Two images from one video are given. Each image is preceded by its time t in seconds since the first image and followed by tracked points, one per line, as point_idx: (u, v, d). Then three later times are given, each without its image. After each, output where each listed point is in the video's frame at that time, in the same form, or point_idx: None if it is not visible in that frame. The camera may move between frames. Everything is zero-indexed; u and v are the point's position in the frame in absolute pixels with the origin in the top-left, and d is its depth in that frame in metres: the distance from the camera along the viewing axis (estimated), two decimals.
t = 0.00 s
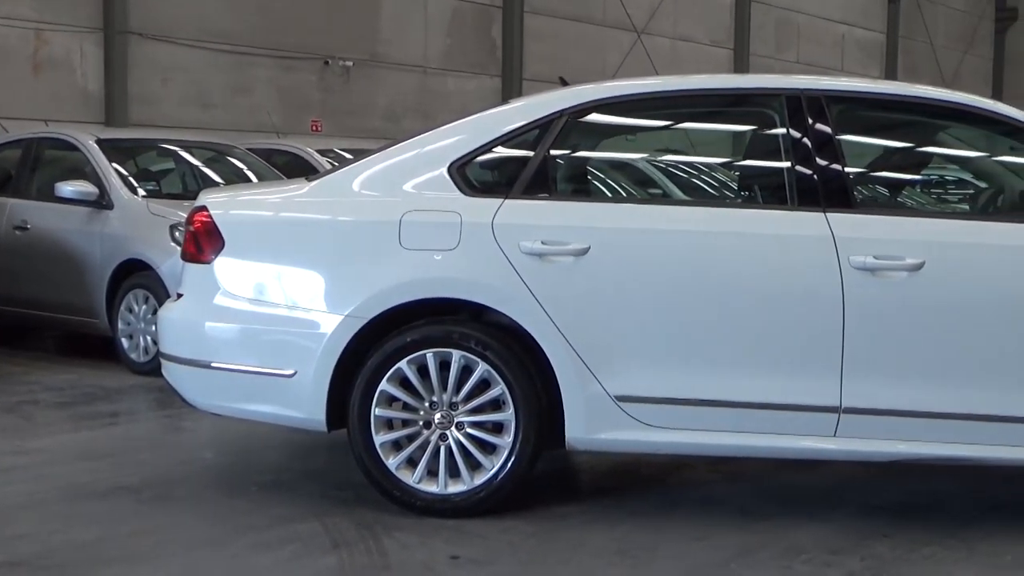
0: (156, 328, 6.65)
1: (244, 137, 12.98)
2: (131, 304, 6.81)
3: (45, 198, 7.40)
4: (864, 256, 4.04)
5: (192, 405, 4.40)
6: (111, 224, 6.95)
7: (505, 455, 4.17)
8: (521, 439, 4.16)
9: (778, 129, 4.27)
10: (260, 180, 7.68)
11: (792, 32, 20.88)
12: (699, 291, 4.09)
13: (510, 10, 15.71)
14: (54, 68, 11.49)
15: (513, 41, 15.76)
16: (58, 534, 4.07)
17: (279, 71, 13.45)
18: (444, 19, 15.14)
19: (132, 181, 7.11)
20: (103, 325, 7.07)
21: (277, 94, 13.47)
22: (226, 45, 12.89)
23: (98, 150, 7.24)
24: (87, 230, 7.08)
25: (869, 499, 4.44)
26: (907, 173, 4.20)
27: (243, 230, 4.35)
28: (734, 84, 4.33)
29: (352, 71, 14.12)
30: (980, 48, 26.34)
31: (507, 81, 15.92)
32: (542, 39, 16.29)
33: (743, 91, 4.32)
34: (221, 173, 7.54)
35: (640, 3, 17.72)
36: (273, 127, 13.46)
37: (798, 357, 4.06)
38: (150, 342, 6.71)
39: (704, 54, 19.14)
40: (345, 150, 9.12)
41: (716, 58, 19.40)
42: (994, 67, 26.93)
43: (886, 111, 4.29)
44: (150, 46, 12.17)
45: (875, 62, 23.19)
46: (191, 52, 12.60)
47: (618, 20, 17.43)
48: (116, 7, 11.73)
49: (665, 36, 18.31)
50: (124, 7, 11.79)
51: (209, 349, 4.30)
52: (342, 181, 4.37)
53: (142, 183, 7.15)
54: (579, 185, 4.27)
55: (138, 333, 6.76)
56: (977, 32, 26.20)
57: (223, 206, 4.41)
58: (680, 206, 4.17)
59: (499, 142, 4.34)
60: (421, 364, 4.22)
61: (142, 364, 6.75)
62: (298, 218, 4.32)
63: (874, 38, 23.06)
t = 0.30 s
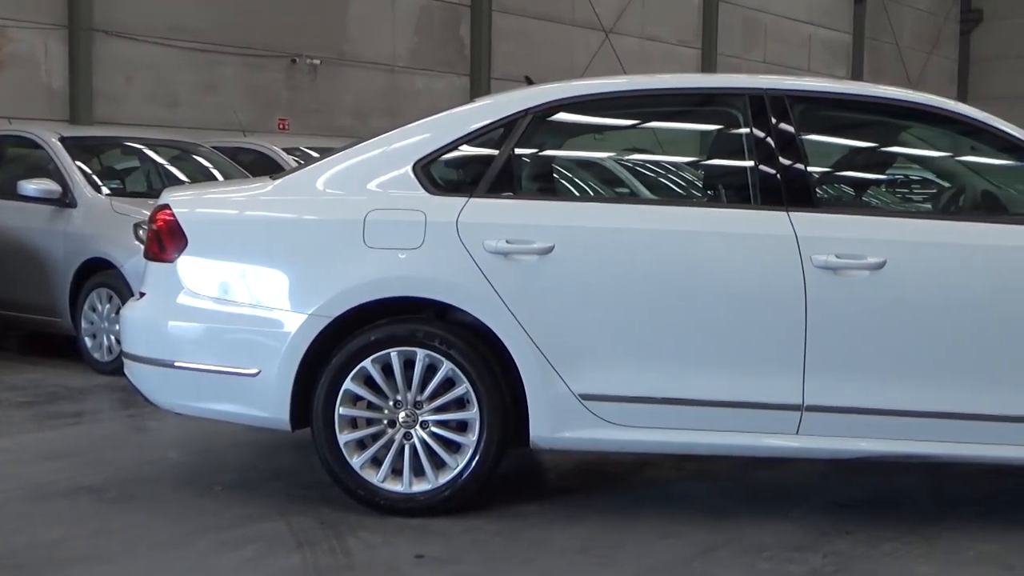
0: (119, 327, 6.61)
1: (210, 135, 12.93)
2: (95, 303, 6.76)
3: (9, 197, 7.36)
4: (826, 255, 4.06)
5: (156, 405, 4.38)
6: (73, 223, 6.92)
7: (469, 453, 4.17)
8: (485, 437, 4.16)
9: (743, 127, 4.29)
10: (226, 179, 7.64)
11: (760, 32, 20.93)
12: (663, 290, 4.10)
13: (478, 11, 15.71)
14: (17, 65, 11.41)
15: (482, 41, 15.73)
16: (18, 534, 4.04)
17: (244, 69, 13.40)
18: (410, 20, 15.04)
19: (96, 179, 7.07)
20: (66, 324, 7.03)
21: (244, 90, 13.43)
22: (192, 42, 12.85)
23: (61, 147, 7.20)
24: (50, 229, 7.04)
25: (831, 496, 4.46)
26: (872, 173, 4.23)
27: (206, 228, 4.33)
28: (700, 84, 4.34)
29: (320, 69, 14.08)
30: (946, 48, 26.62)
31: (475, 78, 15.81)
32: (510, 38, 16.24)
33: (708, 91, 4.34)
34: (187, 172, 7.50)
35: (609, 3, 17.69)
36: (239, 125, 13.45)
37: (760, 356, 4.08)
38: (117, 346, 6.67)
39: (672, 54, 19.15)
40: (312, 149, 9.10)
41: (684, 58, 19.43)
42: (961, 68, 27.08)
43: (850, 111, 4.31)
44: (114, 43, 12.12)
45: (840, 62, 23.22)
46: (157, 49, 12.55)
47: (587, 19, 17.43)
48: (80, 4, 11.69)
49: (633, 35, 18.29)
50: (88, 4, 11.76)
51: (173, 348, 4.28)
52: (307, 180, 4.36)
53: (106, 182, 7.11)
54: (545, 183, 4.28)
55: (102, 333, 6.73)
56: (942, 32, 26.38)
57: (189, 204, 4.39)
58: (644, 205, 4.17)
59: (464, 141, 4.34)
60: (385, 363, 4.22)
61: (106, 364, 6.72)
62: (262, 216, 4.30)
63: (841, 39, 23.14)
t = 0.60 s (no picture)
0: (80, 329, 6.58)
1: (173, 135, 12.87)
2: (57, 304, 6.72)
3: None
4: (787, 255, 4.08)
5: (118, 406, 4.36)
6: (35, 223, 6.87)
7: (433, 454, 4.17)
8: (449, 438, 4.16)
9: (707, 127, 4.30)
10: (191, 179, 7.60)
11: (725, 32, 21.02)
12: (626, 290, 4.10)
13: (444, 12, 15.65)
14: None
15: (448, 42, 15.73)
16: None
17: (209, 69, 13.35)
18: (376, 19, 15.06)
19: (58, 179, 7.03)
20: (28, 325, 6.98)
21: (209, 91, 13.38)
22: (156, 41, 12.80)
23: (22, 147, 7.15)
24: (12, 229, 6.99)
25: (793, 494, 4.48)
26: (834, 173, 4.25)
27: (168, 229, 4.31)
28: (665, 84, 4.36)
29: (286, 69, 14.06)
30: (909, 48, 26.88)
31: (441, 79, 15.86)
32: (477, 38, 16.23)
33: (674, 91, 4.35)
34: (151, 172, 7.46)
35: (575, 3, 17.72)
36: (203, 125, 13.38)
37: (722, 355, 4.10)
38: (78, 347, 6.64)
39: (637, 54, 19.18)
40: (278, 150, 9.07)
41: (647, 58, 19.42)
42: (926, 67, 27.29)
43: (812, 111, 4.33)
44: (77, 41, 12.05)
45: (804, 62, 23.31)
46: (120, 48, 12.49)
47: (554, 20, 17.45)
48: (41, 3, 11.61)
49: (599, 35, 18.30)
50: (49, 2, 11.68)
51: (134, 349, 4.26)
52: (269, 180, 4.35)
53: (67, 181, 7.07)
54: (509, 183, 4.28)
55: (64, 334, 6.70)
56: (905, 32, 26.61)
57: (151, 204, 4.37)
58: (608, 205, 4.18)
59: (428, 140, 4.33)
60: (349, 363, 4.21)
61: (68, 365, 6.69)
62: (224, 216, 4.28)
63: (805, 39, 23.28)
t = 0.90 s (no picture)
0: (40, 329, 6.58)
1: (133, 134, 12.80)
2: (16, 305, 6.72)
3: None
4: (747, 254, 4.09)
5: (76, 407, 4.32)
6: None
7: (394, 453, 4.17)
8: (410, 437, 4.16)
9: (670, 127, 4.32)
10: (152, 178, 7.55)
11: (688, 33, 21.12)
12: (586, 289, 4.11)
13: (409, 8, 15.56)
14: None
15: (412, 42, 15.70)
16: None
17: (171, 67, 13.30)
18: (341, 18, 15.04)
19: (17, 179, 6.99)
20: None
21: (171, 90, 13.33)
22: (116, 40, 12.72)
23: None
24: None
25: (754, 491, 4.51)
26: (795, 173, 4.27)
27: (126, 228, 4.27)
28: (628, 84, 4.37)
29: (248, 67, 13.98)
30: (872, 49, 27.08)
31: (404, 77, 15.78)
32: (441, 39, 16.24)
33: (637, 90, 4.37)
34: (111, 172, 7.41)
35: (540, 3, 17.75)
36: (165, 125, 13.33)
37: (682, 354, 4.11)
38: (38, 347, 6.59)
39: (601, 54, 19.20)
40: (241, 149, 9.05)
41: (601, 59, 19.22)
42: (885, 64, 27.49)
43: (773, 111, 4.35)
44: (35, 39, 11.97)
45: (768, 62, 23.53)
46: (81, 47, 12.41)
47: (518, 19, 17.47)
48: None
49: (563, 34, 18.33)
50: None
51: (93, 350, 4.22)
52: (230, 179, 4.33)
53: (26, 181, 7.04)
54: (471, 182, 4.27)
55: (23, 335, 6.71)
56: (866, 33, 26.78)
57: (110, 203, 4.33)
58: (571, 206, 4.18)
59: (389, 140, 4.32)
60: (310, 363, 4.20)
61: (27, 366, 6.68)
62: (184, 216, 4.26)
63: (769, 39, 23.44)
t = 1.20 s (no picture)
0: None
1: (92, 130, 13.17)
2: None
3: None
4: (706, 252, 4.08)
5: (32, 407, 4.28)
6: None
7: (354, 452, 4.17)
8: (370, 436, 4.16)
9: (629, 125, 4.32)
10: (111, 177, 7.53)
11: (651, 31, 21.19)
12: (545, 287, 4.11)
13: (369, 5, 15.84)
14: None
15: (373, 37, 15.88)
16: None
17: (130, 64, 13.65)
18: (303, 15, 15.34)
19: None
20: None
21: (131, 87, 13.71)
22: (73, 36, 13.02)
23: None
24: None
25: (715, 488, 4.54)
26: (756, 172, 4.27)
27: (82, 226, 4.23)
28: (589, 82, 4.38)
29: (209, 64, 14.33)
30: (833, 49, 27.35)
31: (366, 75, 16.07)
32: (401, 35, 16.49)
33: (598, 89, 4.37)
34: (69, 170, 7.39)
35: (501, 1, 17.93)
36: (125, 122, 13.71)
37: (642, 352, 4.11)
38: None
39: (563, 51, 19.31)
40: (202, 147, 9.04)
41: (548, 53, 19.04)
42: (844, 66, 27.66)
43: (735, 110, 4.35)
44: None
45: (730, 62, 23.79)
46: (39, 43, 12.74)
47: (479, 17, 17.65)
48: None
49: (525, 32, 18.46)
50: None
51: (49, 349, 4.18)
52: (188, 176, 4.30)
53: None
54: (432, 180, 4.26)
55: None
56: (827, 32, 27.01)
57: (67, 202, 4.28)
58: (532, 205, 4.17)
59: (349, 137, 4.31)
60: (269, 362, 4.18)
61: None
62: (141, 214, 4.22)
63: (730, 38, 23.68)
